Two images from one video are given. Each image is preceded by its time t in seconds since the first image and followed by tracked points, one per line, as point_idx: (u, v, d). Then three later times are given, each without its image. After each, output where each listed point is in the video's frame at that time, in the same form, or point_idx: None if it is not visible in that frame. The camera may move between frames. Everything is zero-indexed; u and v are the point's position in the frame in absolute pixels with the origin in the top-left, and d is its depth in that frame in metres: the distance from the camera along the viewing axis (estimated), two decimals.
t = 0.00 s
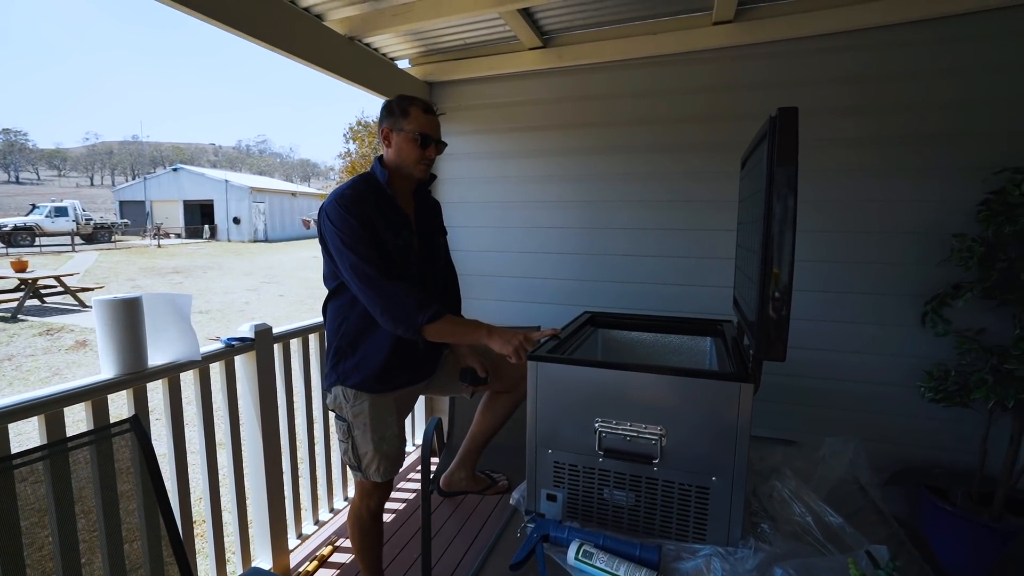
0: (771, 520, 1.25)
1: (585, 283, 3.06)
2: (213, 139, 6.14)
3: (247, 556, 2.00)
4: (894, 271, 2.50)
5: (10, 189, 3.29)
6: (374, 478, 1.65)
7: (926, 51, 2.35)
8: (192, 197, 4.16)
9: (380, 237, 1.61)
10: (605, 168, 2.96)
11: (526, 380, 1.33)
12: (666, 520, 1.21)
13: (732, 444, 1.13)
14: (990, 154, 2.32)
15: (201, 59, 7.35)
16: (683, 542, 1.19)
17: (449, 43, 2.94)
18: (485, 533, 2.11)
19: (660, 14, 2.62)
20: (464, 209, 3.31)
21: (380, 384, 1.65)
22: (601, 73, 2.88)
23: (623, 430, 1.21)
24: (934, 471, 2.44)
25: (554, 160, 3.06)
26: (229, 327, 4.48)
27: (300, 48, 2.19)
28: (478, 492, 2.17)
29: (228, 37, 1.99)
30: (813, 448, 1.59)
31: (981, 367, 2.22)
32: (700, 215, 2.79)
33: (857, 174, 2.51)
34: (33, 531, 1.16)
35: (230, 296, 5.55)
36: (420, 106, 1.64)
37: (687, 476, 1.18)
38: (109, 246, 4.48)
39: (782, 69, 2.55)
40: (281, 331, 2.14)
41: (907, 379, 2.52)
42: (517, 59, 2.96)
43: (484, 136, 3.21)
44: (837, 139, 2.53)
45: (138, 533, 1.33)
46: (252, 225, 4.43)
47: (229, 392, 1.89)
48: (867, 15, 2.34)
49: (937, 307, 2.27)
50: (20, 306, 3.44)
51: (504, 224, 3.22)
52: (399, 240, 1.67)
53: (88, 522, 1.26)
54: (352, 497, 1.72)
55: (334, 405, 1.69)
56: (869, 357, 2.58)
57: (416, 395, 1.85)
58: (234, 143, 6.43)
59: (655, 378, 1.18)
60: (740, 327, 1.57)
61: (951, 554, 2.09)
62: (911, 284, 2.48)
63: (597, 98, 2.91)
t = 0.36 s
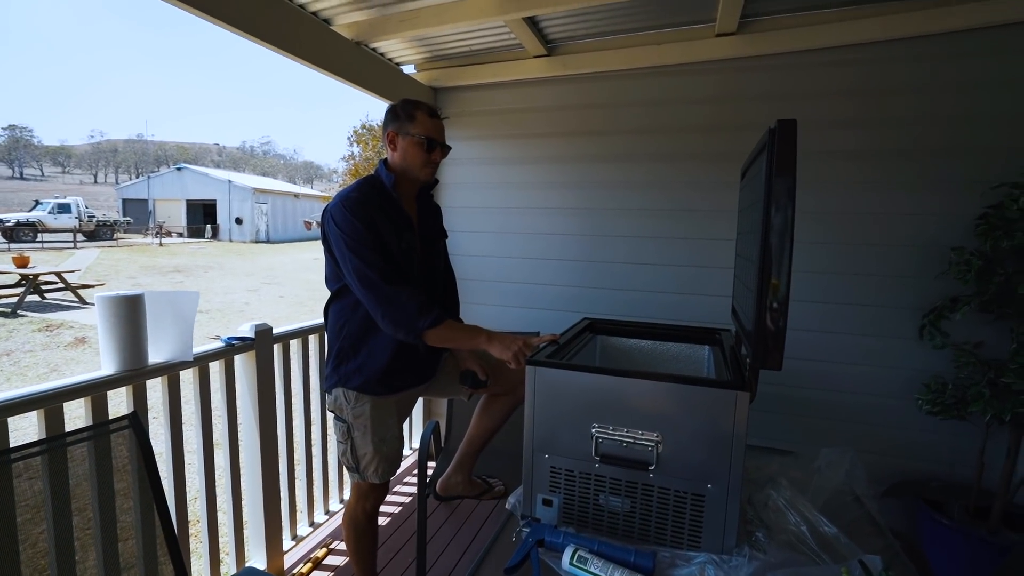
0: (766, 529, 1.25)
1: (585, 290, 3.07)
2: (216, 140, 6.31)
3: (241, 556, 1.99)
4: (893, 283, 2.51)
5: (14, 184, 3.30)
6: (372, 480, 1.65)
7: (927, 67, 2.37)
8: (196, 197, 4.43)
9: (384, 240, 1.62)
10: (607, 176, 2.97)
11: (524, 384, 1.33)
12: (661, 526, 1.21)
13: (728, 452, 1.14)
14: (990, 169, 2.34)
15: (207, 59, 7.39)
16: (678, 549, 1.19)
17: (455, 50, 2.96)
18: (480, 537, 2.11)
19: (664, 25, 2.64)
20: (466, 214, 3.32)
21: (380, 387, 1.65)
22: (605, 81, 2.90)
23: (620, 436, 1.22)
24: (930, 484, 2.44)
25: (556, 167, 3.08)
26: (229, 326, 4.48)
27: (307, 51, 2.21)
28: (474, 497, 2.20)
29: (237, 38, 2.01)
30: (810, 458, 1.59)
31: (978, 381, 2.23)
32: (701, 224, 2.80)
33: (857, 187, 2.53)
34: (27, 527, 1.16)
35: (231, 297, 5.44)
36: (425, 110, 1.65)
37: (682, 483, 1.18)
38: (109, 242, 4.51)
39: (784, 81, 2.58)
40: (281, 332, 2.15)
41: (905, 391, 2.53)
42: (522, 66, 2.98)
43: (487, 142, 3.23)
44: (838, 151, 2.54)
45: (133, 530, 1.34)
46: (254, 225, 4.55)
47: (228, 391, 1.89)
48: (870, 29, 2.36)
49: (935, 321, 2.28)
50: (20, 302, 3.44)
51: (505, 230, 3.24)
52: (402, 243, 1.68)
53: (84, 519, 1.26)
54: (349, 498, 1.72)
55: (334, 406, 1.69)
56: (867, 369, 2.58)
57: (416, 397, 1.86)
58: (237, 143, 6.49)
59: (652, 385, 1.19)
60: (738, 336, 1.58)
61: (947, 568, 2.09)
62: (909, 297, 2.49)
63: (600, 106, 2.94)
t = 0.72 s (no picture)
0: (764, 550, 1.24)
1: (583, 307, 3.09)
2: (219, 154, 6.40)
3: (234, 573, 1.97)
4: (889, 304, 2.53)
5: (17, 196, 3.33)
6: (369, 496, 1.64)
7: (919, 92, 2.43)
8: (197, 211, 4.18)
9: (384, 257, 1.64)
10: (606, 195, 3.01)
11: (523, 402, 1.34)
12: (658, 546, 1.20)
13: (725, 471, 1.14)
14: (982, 192, 2.37)
15: (212, 75, 7.50)
16: (675, 570, 1.18)
17: (457, 70, 3.02)
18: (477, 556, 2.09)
19: (663, 49, 2.70)
20: (466, 231, 3.35)
21: (379, 404, 1.65)
22: (604, 103, 2.96)
23: (617, 454, 1.22)
24: (930, 506, 2.42)
25: (556, 185, 3.12)
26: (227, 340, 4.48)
27: (312, 70, 2.25)
28: (471, 514, 2.17)
29: (244, 58, 2.05)
30: (807, 478, 1.59)
31: (975, 402, 2.23)
32: (699, 243, 2.83)
33: (853, 208, 2.56)
34: (18, 542, 1.13)
35: (230, 311, 5.47)
36: (427, 130, 1.69)
37: (679, 502, 1.18)
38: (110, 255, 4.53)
39: (780, 104, 2.63)
40: (280, 346, 2.15)
41: (903, 412, 2.53)
42: (523, 87, 3.03)
43: (488, 160, 3.27)
44: (833, 173, 2.58)
45: (126, 547, 1.34)
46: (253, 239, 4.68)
47: (226, 404, 1.89)
48: (864, 56, 2.41)
49: (932, 342, 2.29)
50: (19, 314, 3.44)
51: (505, 247, 3.26)
52: (403, 261, 1.70)
53: (76, 535, 1.25)
54: (345, 515, 1.70)
55: (333, 421, 1.69)
56: (864, 389, 2.58)
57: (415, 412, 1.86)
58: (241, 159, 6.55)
59: (651, 403, 1.19)
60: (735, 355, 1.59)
61: None
62: (906, 318, 2.50)
63: (600, 127, 2.99)
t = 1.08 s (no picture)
0: (758, 552, 1.24)
1: (584, 307, 3.09)
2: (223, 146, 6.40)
3: (231, 564, 1.98)
4: (890, 311, 2.53)
5: (20, 183, 3.33)
6: (369, 489, 1.65)
7: (925, 101, 2.43)
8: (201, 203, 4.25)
9: (379, 255, 1.63)
10: (609, 196, 3.01)
11: (522, 399, 1.34)
12: (653, 546, 1.21)
13: (722, 473, 1.15)
14: (985, 202, 2.38)
15: (218, 67, 7.50)
16: (670, 570, 1.19)
17: (464, 67, 3.02)
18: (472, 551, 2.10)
19: (670, 51, 2.70)
20: (468, 229, 3.35)
21: (381, 400, 1.66)
22: (609, 104, 2.96)
23: (615, 453, 1.23)
24: (925, 514, 2.43)
25: (560, 185, 3.12)
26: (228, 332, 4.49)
27: (318, 64, 2.25)
28: (466, 509, 2.16)
29: (251, 49, 2.05)
30: (803, 482, 1.60)
31: (974, 412, 2.23)
32: (702, 246, 2.83)
33: (856, 215, 2.56)
34: (16, 527, 1.14)
35: (231, 303, 5.49)
36: (434, 128, 1.69)
37: (676, 503, 1.18)
38: (112, 245, 4.54)
39: (786, 110, 2.63)
40: (281, 338, 2.16)
41: (901, 420, 2.53)
42: (530, 86, 3.03)
43: (492, 158, 3.27)
44: (837, 180, 2.58)
45: (124, 534, 1.34)
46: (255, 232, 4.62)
47: (226, 395, 1.90)
48: (871, 63, 2.41)
49: (932, 351, 2.30)
50: (21, 302, 3.43)
51: (507, 246, 3.26)
52: (403, 258, 1.69)
53: (75, 521, 1.26)
54: (343, 509, 1.71)
55: (334, 415, 1.70)
56: (862, 396, 2.59)
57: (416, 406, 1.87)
58: (244, 151, 6.33)
59: (650, 404, 1.20)
60: (735, 358, 1.59)
61: None
62: (906, 326, 2.51)
63: (605, 128, 2.99)
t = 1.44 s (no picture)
0: (752, 544, 1.26)
1: (578, 302, 3.10)
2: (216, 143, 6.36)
3: (226, 561, 1.98)
4: (882, 305, 2.55)
5: (8, 181, 3.31)
6: (361, 485, 1.65)
7: (917, 95, 2.44)
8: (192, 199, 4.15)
9: (368, 253, 1.62)
10: (603, 192, 3.01)
11: (517, 394, 1.35)
12: (648, 538, 1.22)
13: (716, 466, 1.15)
14: (975, 196, 2.40)
15: (209, 63, 7.45)
16: (665, 562, 1.20)
17: (458, 62, 3.00)
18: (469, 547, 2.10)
19: (664, 46, 2.70)
20: (463, 224, 3.35)
21: (372, 397, 1.65)
22: (603, 99, 2.96)
23: (610, 447, 1.23)
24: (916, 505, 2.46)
25: (554, 180, 3.12)
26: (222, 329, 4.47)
27: (311, 59, 2.24)
28: (463, 504, 2.17)
29: (243, 44, 2.03)
30: (796, 474, 1.61)
31: (963, 403, 2.26)
32: (696, 241, 2.84)
33: (849, 209, 2.58)
34: (9, 528, 1.14)
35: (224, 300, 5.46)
36: (428, 127, 1.67)
37: (671, 495, 1.19)
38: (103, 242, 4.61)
39: (779, 104, 2.64)
40: (275, 336, 2.15)
41: (893, 412, 2.56)
42: (524, 81, 3.02)
43: (486, 154, 3.26)
44: (830, 174, 2.60)
45: (119, 534, 1.33)
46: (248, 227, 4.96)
47: (220, 392, 1.89)
48: (864, 57, 2.42)
49: (923, 343, 2.32)
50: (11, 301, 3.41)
51: (501, 241, 3.26)
52: (392, 257, 1.69)
53: (70, 522, 1.25)
54: (336, 504, 1.71)
55: (326, 410, 1.70)
56: (855, 388, 2.61)
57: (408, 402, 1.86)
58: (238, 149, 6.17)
59: (646, 398, 1.20)
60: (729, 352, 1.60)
61: None
62: (897, 319, 2.53)
63: (599, 123, 2.98)
